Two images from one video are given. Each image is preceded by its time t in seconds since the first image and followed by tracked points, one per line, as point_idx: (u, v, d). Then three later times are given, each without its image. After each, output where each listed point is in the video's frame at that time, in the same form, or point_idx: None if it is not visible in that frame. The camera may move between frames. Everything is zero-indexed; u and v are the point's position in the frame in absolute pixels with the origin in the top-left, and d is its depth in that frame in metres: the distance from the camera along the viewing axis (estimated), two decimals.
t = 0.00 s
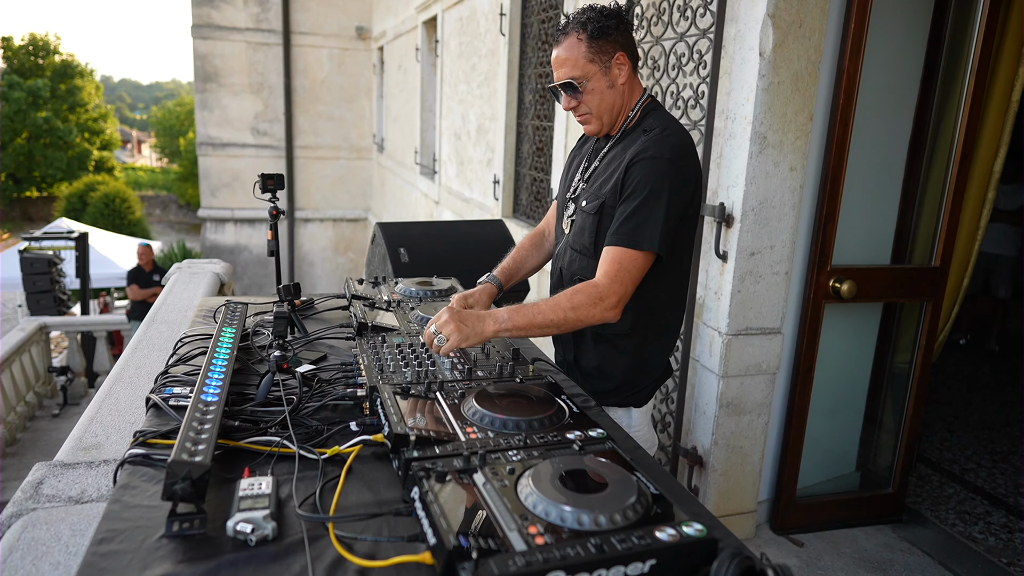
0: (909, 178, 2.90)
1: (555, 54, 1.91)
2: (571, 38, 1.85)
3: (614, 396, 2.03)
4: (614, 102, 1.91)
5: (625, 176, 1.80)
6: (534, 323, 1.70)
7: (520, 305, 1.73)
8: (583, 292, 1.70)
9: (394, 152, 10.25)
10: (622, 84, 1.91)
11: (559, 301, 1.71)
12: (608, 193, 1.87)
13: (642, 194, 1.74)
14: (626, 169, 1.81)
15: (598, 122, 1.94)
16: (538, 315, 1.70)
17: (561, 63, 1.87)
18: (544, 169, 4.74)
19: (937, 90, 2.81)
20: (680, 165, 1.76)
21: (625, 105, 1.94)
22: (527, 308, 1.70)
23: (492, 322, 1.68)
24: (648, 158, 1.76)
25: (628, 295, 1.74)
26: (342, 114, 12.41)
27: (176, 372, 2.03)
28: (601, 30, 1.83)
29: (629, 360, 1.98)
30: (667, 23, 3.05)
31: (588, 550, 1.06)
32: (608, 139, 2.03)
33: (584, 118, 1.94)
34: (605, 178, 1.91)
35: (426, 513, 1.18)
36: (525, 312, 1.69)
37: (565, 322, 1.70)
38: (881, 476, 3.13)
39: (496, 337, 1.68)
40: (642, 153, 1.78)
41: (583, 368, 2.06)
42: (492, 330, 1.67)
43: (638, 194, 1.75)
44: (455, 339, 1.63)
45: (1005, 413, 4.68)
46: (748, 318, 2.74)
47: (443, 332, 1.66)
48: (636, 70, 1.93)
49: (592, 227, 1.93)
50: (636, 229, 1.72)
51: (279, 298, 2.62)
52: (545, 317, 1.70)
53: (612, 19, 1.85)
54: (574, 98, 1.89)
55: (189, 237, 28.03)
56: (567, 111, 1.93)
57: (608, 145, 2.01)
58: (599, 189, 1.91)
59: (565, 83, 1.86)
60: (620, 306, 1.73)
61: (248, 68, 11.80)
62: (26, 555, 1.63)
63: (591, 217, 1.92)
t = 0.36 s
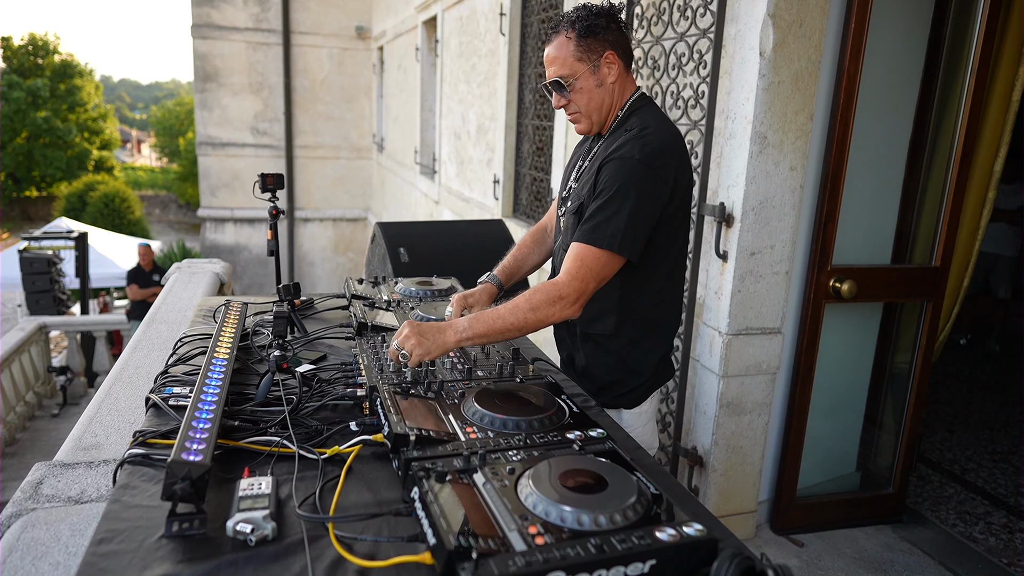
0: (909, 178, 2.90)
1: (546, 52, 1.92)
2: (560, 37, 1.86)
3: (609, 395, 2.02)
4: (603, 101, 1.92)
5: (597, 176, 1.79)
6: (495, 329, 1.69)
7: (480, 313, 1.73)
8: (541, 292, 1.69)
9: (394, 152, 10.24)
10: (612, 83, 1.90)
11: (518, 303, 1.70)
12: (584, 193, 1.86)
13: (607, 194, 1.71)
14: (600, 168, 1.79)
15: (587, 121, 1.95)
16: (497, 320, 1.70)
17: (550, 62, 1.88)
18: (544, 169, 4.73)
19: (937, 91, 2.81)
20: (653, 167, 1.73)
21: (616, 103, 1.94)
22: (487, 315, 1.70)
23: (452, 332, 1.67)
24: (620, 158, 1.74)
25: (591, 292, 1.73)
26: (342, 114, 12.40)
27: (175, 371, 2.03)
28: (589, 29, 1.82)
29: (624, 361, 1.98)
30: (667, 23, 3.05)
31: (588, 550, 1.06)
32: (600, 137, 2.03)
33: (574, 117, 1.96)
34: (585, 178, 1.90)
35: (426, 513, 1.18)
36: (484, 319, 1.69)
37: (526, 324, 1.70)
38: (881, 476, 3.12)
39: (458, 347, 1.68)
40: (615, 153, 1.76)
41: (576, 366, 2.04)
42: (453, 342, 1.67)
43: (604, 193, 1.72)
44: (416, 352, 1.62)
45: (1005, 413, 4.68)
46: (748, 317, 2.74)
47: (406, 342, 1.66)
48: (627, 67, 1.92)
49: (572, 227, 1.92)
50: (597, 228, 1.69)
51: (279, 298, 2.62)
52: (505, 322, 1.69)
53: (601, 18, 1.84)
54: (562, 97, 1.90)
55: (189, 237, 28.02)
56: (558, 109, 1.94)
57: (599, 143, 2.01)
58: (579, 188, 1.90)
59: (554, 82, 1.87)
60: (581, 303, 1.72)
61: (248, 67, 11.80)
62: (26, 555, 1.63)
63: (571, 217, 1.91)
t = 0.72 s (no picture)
0: (909, 178, 2.90)
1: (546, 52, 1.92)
2: (560, 37, 1.86)
3: (609, 396, 2.02)
4: (604, 101, 1.92)
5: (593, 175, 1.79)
6: (480, 321, 1.72)
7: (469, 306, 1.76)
8: (527, 285, 1.70)
9: (394, 152, 10.24)
10: (612, 84, 1.90)
11: (504, 297, 1.72)
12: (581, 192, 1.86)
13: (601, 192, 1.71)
14: (596, 167, 1.79)
15: (588, 121, 1.95)
16: (482, 313, 1.72)
17: (550, 62, 1.88)
18: (544, 169, 4.73)
19: (937, 90, 2.81)
20: (648, 168, 1.73)
21: (616, 104, 1.94)
22: (473, 308, 1.73)
23: (438, 324, 1.73)
24: (616, 158, 1.74)
25: (579, 287, 1.71)
26: (342, 114, 12.40)
27: (175, 371, 2.03)
28: (589, 29, 1.83)
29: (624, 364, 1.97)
30: (667, 23, 3.05)
31: (588, 550, 1.06)
32: (601, 137, 2.03)
33: (574, 118, 1.96)
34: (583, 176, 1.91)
35: (426, 513, 1.18)
36: (470, 311, 1.72)
37: (511, 317, 1.71)
38: (881, 476, 3.12)
39: (443, 338, 1.73)
40: (611, 153, 1.77)
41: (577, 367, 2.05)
42: (437, 333, 1.72)
43: (597, 191, 1.73)
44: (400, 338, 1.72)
45: (1005, 413, 4.68)
46: (748, 318, 2.73)
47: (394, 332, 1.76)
48: (628, 68, 1.92)
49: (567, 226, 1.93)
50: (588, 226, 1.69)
51: (279, 298, 2.62)
52: (490, 315, 1.71)
53: (601, 18, 1.84)
54: (563, 99, 1.90)
55: (189, 237, 28.02)
56: (558, 110, 1.95)
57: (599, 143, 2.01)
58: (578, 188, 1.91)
59: (554, 83, 1.87)
60: (568, 297, 1.71)
61: (248, 68, 11.80)
62: (25, 555, 1.62)
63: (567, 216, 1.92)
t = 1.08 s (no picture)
0: (909, 178, 2.90)
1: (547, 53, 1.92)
2: (560, 36, 1.86)
3: (608, 396, 2.02)
4: (603, 101, 1.92)
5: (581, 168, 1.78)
6: (475, 314, 1.68)
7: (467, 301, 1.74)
8: (520, 279, 1.67)
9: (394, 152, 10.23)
10: (612, 83, 1.90)
11: (499, 291, 1.68)
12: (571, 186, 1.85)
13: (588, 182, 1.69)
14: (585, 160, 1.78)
15: (588, 121, 1.95)
16: (476, 305, 1.69)
17: (550, 62, 1.88)
18: (544, 169, 4.73)
19: (938, 90, 2.81)
20: (636, 160, 1.71)
21: (616, 103, 1.94)
22: (467, 300, 1.70)
23: (436, 317, 1.72)
24: (603, 149, 1.73)
25: (574, 280, 1.68)
26: (342, 114, 12.40)
27: (175, 371, 2.03)
28: (588, 29, 1.82)
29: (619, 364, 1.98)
30: (667, 23, 3.04)
31: (588, 550, 1.06)
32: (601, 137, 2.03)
33: (574, 117, 1.96)
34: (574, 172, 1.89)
35: (426, 513, 1.18)
36: (464, 303, 1.69)
37: (506, 310, 1.67)
38: (882, 476, 3.12)
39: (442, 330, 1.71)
40: (598, 146, 1.75)
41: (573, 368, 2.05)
42: (434, 324, 1.71)
43: (584, 181, 1.71)
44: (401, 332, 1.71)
45: (1005, 413, 4.68)
46: (748, 317, 2.73)
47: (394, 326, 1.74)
48: (627, 67, 1.92)
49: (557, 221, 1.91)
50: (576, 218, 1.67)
51: (279, 298, 2.62)
52: (486, 308, 1.68)
53: (601, 17, 1.84)
54: (563, 99, 1.90)
55: (189, 237, 28.02)
56: (558, 110, 1.94)
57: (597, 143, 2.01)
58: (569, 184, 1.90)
59: (554, 83, 1.87)
60: (564, 292, 1.67)
61: (248, 67, 11.79)
62: (26, 555, 1.63)
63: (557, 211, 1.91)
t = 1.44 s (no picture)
0: (909, 177, 2.90)
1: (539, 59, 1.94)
2: (549, 41, 1.88)
3: (616, 398, 2.01)
4: (595, 102, 1.92)
5: (612, 175, 1.77)
6: (612, 323, 1.75)
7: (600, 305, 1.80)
8: (649, 294, 1.72)
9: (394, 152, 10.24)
10: (602, 84, 1.90)
11: (630, 303, 1.73)
12: (596, 193, 1.85)
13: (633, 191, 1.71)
14: (612, 167, 1.78)
15: (580, 124, 1.95)
16: (614, 316, 1.75)
17: (540, 67, 1.90)
18: (544, 169, 4.74)
19: (937, 90, 2.81)
20: (665, 157, 1.72)
21: (608, 104, 1.94)
22: (603, 308, 1.77)
23: (571, 322, 1.77)
24: (630, 153, 1.73)
25: (693, 283, 1.73)
26: (342, 114, 12.40)
27: (175, 372, 2.03)
28: (576, 32, 1.84)
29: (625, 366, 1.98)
30: (667, 23, 3.05)
31: (588, 550, 1.06)
32: (597, 140, 2.03)
33: (568, 121, 1.96)
34: (592, 178, 1.89)
35: (426, 513, 1.18)
36: (602, 312, 1.76)
37: (642, 323, 1.73)
38: (882, 476, 3.12)
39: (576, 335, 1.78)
40: (623, 150, 1.75)
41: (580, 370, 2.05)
42: (571, 329, 1.77)
43: (629, 189, 1.73)
44: (531, 329, 1.75)
45: (1005, 413, 4.68)
46: (748, 317, 2.74)
47: (524, 321, 1.77)
48: (618, 68, 1.91)
49: (583, 228, 1.91)
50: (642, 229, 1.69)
51: (279, 299, 2.62)
52: (620, 317, 1.74)
53: (589, 20, 1.86)
54: (554, 103, 1.91)
55: (190, 237, 28.02)
56: (550, 114, 1.96)
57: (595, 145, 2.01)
58: (587, 189, 1.89)
59: (544, 87, 1.89)
60: (695, 300, 1.73)
61: (248, 67, 11.80)
62: (26, 555, 1.63)
63: (581, 218, 1.91)
